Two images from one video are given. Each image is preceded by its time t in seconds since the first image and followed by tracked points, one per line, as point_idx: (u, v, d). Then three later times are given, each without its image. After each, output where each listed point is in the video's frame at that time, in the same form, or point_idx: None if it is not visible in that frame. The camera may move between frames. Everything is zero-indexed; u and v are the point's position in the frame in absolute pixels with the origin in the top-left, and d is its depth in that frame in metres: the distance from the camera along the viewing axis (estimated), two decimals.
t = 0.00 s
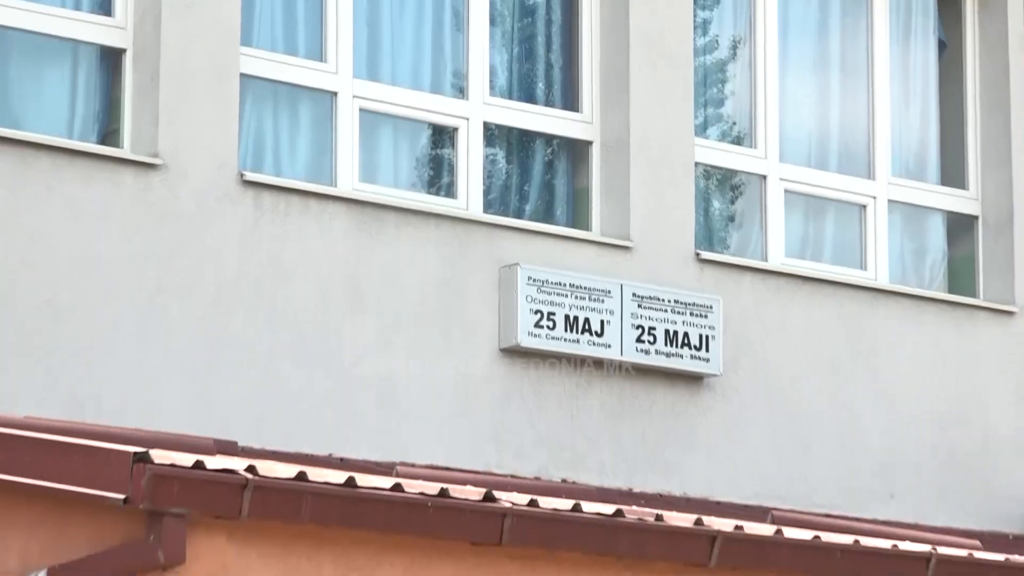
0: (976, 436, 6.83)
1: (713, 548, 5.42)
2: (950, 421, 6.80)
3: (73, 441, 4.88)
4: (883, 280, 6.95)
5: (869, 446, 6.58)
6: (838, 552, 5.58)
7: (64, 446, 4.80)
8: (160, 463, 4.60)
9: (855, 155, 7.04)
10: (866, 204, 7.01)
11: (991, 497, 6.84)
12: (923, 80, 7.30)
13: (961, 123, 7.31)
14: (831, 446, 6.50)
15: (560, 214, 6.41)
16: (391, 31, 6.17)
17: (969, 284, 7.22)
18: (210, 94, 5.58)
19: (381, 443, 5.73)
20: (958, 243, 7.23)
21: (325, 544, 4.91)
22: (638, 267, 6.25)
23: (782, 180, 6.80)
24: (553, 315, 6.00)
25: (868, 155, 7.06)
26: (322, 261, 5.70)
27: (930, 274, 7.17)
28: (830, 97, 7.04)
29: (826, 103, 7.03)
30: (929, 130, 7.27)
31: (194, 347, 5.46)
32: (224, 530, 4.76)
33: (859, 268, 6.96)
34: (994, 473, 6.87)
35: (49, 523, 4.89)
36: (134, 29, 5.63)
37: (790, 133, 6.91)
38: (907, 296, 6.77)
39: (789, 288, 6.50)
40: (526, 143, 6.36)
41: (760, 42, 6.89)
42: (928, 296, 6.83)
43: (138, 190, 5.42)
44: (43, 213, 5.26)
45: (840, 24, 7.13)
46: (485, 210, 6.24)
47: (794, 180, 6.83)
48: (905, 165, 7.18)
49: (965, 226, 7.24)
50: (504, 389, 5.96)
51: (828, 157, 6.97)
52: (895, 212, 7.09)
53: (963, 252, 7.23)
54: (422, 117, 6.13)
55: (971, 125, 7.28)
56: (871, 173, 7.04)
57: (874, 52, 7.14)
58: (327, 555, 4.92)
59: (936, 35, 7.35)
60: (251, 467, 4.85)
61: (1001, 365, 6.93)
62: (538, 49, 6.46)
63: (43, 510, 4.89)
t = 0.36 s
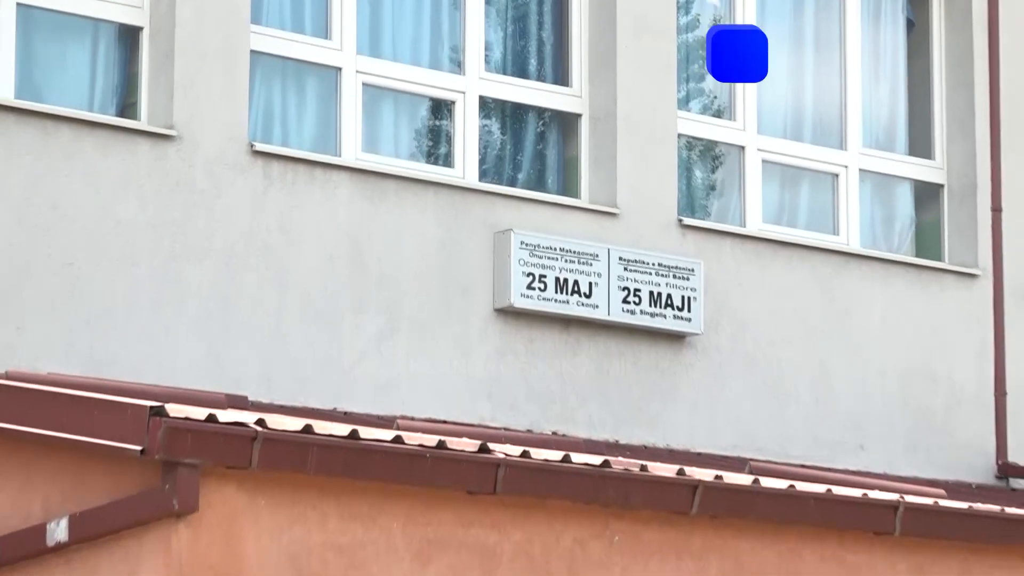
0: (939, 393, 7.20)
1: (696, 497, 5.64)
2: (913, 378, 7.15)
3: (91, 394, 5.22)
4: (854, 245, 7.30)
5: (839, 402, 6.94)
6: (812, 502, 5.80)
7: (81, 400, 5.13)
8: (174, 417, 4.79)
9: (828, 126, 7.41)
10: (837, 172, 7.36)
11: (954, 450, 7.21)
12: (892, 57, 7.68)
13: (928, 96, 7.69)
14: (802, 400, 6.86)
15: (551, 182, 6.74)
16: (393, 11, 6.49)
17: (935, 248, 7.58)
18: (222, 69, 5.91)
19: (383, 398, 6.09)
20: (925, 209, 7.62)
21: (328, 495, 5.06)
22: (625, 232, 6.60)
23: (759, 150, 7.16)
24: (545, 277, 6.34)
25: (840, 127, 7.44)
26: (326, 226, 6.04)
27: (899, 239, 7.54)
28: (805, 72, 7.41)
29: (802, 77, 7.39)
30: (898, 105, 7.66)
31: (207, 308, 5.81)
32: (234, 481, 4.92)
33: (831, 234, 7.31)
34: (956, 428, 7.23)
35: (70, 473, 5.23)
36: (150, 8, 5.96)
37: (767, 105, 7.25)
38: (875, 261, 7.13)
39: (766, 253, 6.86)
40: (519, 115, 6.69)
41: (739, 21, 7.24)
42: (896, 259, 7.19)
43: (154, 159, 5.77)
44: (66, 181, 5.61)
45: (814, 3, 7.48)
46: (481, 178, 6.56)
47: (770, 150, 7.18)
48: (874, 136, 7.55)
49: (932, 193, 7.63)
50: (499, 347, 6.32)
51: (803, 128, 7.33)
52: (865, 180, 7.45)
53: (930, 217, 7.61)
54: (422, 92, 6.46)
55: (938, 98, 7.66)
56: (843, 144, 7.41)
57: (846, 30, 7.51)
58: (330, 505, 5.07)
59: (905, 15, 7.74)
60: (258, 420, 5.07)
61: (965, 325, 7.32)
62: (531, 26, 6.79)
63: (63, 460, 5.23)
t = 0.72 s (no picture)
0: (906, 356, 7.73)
1: (678, 453, 5.92)
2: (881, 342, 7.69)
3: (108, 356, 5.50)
4: (828, 216, 7.90)
5: (810, 363, 7.44)
6: (788, 457, 6.12)
7: (100, 360, 5.43)
8: (185, 376, 5.03)
9: (802, 104, 8.01)
10: (811, 148, 7.98)
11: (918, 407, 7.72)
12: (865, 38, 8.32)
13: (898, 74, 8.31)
14: (776, 362, 7.36)
15: (542, 156, 7.18)
16: None
17: (904, 219, 8.19)
18: (232, 50, 6.30)
19: (382, 361, 6.45)
20: (893, 181, 8.24)
21: (329, 450, 5.31)
22: (610, 203, 7.04)
23: (737, 126, 7.74)
24: (535, 246, 6.75)
25: (813, 105, 8.05)
26: (330, 199, 6.43)
27: (869, 210, 8.14)
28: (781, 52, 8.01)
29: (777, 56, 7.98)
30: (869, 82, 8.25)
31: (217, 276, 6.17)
32: (241, 437, 5.16)
33: (806, 205, 7.90)
34: (923, 389, 7.77)
35: (108, 432, 5.72)
36: None
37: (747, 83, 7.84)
38: (847, 230, 7.68)
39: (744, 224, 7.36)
40: (511, 94, 7.12)
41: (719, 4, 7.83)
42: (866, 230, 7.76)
43: (168, 135, 6.13)
44: (85, 156, 5.97)
45: None
46: (476, 153, 6.97)
47: (748, 127, 7.77)
48: (847, 113, 8.17)
49: (899, 166, 8.26)
50: (493, 312, 6.73)
51: (779, 106, 7.93)
52: (838, 154, 8.08)
53: (898, 189, 8.24)
54: (419, 70, 6.88)
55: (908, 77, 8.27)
56: (817, 120, 8.03)
57: (820, 13, 8.11)
58: (331, 459, 5.32)
59: None
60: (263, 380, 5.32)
61: (930, 292, 7.86)
62: (522, 10, 7.24)
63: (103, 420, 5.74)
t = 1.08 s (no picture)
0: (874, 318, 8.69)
1: (669, 412, 6.28)
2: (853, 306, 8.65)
3: (127, 319, 5.85)
4: (808, 187, 8.94)
5: (792, 327, 8.36)
6: (773, 415, 6.51)
7: (132, 326, 5.77)
8: (204, 340, 5.31)
9: (785, 85, 9.02)
10: (794, 125, 9.02)
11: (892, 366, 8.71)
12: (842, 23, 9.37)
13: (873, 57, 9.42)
14: (761, 325, 8.26)
15: (540, 132, 8.04)
16: None
17: (882, 191, 9.28)
18: (247, 31, 6.95)
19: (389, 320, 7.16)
20: (873, 155, 9.33)
21: (337, 411, 5.59)
22: (603, 176, 7.85)
23: (724, 104, 8.73)
24: (534, 217, 7.52)
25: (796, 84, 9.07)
26: (341, 173, 7.09)
27: (850, 183, 9.23)
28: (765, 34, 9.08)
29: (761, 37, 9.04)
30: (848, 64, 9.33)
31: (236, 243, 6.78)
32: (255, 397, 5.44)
33: (788, 178, 8.95)
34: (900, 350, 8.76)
35: (131, 392, 6.09)
36: None
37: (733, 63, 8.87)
38: (829, 202, 8.63)
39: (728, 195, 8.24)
40: (511, 73, 7.97)
41: None
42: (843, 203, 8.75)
43: (186, 111, 6.73)
44: (109, 130, 6.53)
45: None
46: (479, 128, 7.81)
47: (735, 104, 8.76)
48: (828, 92, 9.21)
49: (878, 141, 9.35)
50: (494, 277, 7.48)
51: (763, 86, 8.92)
52: (820, 130, 9.13)
53: (877, 162, 9.33)
54: (424, 52, 7.68)
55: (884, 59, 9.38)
56: (800, 99, 9.06)
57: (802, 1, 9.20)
58: (340, 419, 5.60)
59: None
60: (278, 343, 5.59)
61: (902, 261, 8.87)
62: None
63: (126, 382, 6.12)
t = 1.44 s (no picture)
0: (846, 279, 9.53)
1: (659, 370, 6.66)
2: (830, 268, 9.49)
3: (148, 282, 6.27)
4: (791, 157, 9.82)
5: (777, 292, 9.16)
6: (758, 373, 6.92)
7: (155, 289, 6.14)
8: (218, 302, 5.65)
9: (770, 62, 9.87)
10: (778, 98, 9.87)
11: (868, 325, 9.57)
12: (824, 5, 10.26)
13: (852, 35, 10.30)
14: (746, 289, 9.07)
15: (537, 105, 8.72)
16: None
17: (860, 161, 10.21)
18: (260, 11, 7.55)
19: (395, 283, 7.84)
20: (852, 128, 10.26)
21: (345, 369, 5.95)
22: (598, 147, 8.54)
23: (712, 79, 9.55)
24: (531, 185, 8.17)
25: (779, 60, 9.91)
26: (349, 144, 7.72)
27: (829, 153, 10.14)
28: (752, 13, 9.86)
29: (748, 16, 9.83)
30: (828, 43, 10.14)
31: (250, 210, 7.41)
32: (268, 356, 5.79)
33: (773, 149, 9.82)
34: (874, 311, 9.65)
35: (151, 349, 6.47)
36: None
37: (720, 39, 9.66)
38: (811, 172, 9.46)
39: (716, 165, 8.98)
40: (510, 50, 8.65)
41: None
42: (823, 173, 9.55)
43: (204, 86, 7.33)
44: (131, 105, 7.13)
45: None
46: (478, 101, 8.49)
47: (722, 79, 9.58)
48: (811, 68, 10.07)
49: (857, 114, 10.27)
50: (494, 243, 8.13)
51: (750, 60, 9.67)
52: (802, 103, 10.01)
53: (856, 134, 10.26)
54: (428, 30, 8.34)
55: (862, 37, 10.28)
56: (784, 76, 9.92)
57: None
58: (349, 377, 5.97)
59: None
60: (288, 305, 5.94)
61: (880, 229, 9.76)
62: None
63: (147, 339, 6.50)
